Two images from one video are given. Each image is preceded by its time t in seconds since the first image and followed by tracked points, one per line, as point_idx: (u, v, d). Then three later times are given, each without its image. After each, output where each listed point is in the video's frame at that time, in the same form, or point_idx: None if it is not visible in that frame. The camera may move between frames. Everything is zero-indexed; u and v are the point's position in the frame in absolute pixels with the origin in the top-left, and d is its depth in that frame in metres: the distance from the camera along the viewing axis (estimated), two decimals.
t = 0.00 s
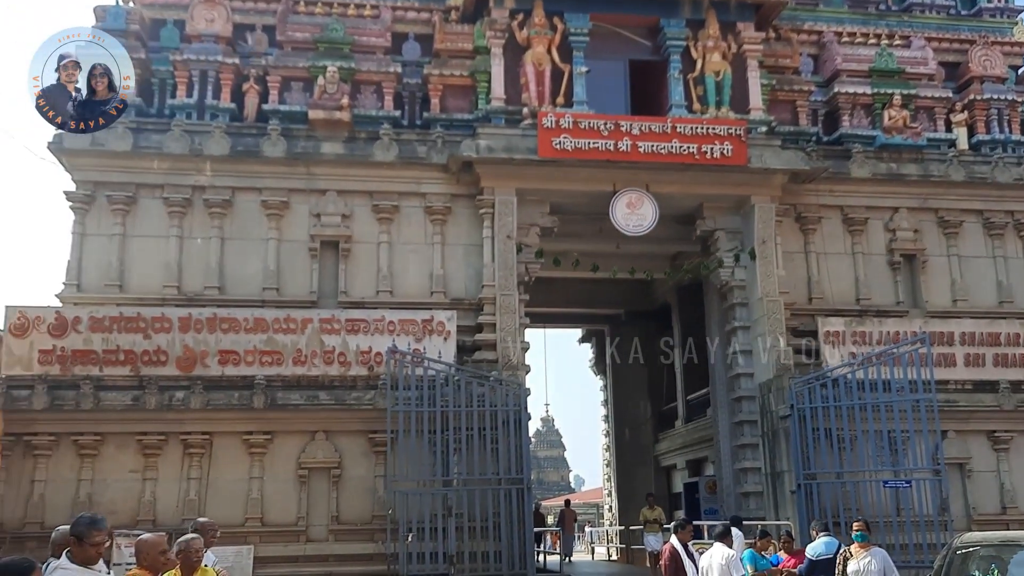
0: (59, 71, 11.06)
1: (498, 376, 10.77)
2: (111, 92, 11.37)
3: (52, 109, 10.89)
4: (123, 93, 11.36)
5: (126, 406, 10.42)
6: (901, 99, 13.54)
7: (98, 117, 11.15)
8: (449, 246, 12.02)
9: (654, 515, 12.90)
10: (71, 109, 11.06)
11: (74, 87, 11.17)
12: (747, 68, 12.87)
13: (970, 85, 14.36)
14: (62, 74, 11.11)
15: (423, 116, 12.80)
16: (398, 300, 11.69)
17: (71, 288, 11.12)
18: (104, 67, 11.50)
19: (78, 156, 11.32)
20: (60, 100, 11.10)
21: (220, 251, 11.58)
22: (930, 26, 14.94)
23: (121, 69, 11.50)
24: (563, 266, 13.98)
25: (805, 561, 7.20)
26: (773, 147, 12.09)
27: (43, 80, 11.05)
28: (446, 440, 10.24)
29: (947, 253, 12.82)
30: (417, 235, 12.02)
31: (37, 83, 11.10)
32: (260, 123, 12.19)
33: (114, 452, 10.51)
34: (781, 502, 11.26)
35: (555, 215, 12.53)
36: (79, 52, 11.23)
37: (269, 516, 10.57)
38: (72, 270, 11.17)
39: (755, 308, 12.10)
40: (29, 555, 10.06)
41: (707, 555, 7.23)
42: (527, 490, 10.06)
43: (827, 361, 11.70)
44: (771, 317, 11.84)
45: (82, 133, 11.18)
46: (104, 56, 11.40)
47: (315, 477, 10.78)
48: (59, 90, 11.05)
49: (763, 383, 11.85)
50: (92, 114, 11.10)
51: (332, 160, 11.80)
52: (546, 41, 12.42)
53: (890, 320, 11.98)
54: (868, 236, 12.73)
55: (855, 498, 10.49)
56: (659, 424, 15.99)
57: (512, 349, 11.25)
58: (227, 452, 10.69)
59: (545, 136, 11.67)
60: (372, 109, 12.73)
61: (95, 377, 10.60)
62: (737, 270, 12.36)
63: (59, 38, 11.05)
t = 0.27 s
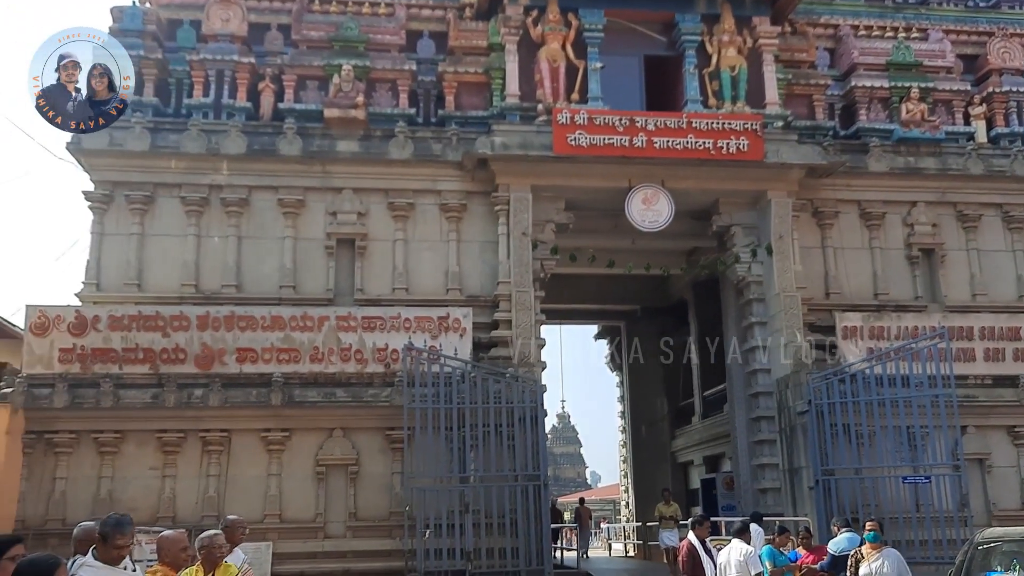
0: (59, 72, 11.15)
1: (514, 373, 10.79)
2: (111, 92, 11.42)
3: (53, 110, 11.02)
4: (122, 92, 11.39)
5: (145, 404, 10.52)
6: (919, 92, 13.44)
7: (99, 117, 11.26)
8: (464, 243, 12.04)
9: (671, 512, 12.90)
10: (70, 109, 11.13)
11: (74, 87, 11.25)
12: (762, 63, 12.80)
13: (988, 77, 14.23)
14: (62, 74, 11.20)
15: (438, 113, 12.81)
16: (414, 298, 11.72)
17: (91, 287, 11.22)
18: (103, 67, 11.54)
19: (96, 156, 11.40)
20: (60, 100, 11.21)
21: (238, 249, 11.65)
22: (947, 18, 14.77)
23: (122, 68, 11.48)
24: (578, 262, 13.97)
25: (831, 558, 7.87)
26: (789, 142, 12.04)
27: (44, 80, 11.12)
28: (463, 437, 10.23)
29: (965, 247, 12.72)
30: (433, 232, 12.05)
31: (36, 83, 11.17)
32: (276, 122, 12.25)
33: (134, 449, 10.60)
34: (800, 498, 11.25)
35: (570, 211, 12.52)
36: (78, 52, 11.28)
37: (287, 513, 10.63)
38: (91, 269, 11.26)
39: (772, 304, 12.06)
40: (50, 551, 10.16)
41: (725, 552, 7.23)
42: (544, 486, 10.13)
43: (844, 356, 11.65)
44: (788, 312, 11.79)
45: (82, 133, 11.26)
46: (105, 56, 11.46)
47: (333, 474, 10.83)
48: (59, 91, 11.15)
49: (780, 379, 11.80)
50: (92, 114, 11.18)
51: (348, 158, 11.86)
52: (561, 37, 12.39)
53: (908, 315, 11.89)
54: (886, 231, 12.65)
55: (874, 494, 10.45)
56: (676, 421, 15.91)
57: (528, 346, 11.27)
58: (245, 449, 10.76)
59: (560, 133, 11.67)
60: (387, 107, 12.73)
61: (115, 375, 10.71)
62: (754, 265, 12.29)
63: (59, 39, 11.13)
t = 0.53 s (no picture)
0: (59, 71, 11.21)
1: (523, 370, 10.80)
2: (111, 92, 11.33)
3: (53, 110, 11.11)
4: (122, 92, 11.30)
5: (156, 403, 10.58)
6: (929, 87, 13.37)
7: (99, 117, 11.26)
8: (473, 241, 12.05)
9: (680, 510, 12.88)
10: (70, 110, 11.17)
11: (74, 87, 11.29)
12: (771, 59, 12.76)
13: (998, 72, 14.14)
14: (62, 74, 11.24)
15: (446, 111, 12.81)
16: (422, 296, 11.73)
17: (101, 287, 11.26)
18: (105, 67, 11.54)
19: (106, 157, 11.45)
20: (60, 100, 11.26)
21: (247, 249, 11.69)
22: (957, 13, 14.66)
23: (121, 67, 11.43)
24: (587, 260, 13.96)
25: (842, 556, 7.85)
26: (798, 138, 12.00)
27: (44, 80, 11.16)
28: (472, 435, 10.27)
29: (976, 242, 12.65)
30: (442, 231, 12.06)
31: (37, 84, 11.21)
32: (285, 121, 12.27)
33: (145, 448, 10.65)
34: (810, 495, 11.21)
35: (579, 209, 12.52)
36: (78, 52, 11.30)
37: (298, 511, 10.67)
38: (102, 269, 11.31)
39: (781, 301, 12.02)
40: (63, 550, 10.22)
41: (735, 549, 7.21)
42: (553, 485, 10.09)
43: (854, 353, 11.62)
44: (797, 309, 11.76)
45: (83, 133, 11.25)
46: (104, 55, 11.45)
47: (343, 473, 10.87)
48: (60, 91, 11.23)
49: (790, 376, 11.77)
50: (92, 113, 11.19)
51: (357, 157, 11.88)
52: (568, 35, 12.38)
53: (918, 311, 11.85)
54: (896, 227, 12.60)
55: (884, 491, 10.41)
56: (685, 419, 15.93)
57: (537, 344, 11.27)
58: (256, 448, 10.80)
59: (568, 131, 11.66)
60: (395, 106, 12.73)
61: (125, 375, 10.75)
62: (763, 262, 12.28)
63: (59, 39, 11.17)
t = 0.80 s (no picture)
0: (59, 72, 11.28)
1: (531, 370, 10.82)
2: (111, 91, 11.41)
3: (53, 110, 11.23)
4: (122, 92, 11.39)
5: (165, 402, 10.63)
6: (938, 86, 13.32)
7: (99, 117, 11.35)
8: (480, 240, 12.06)
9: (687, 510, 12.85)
10: (70, 109, 11.30)
11: (74, 87, 11.37)
12: (779, 57, 12.73)
13: (1008, 70, 14.09)
14: (62, 74, 11.31)
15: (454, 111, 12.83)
16: (430, 295, 11.75)
17: (111, 286, 11.31)
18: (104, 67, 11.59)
19: (115, 156, 11.50)
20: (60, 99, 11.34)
21: (256, 248, 11.72)
22: (966, 10, 14.59)
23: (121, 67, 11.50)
24: (595, 259, 13.97)
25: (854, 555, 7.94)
26: (807, 137, 11.98)
27: (43, 80, 11.23)
28: (480, 434, 10.28)
29: (985, 241, 12.60)
30: (450, 230, 12.07)
31: (36, 83, 11.27)
32: (293, 121, 12.30)
33: (154, 446, 10.69)
34: (818, 494, 11.19)
35: (586, 208, 12.52)
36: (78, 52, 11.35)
37: (306, 510, 10.70)
38: (111, 268, 11.36)
39: (790, 300, 12.01)
40: (73, 548, 10.27)
41: (743, 549, 7.21)
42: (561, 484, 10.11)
43: (863, 352, 11.60)
44: (806, 309, 11.74)
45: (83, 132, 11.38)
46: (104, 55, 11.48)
47: (350, 471, 10.90)
48: (60, 91, 11.32)
49: (798, 375, 11.75)
50: (92, 113, 11.31)
51: (365, 156, 11.91)
52: (576, 34, 12.38)
53: (927, 311, 11.82)
54: (905, 226, 12.56)
55: (893, 491, 10.38)
56: (693, 418, 15.92)
57: (544, 343, 11.28)
58: (264, 447, 10.84)
59: (576, 130, 11.65)
60: (403, 105, 12.75)
61: (134, 374, 10.79)
62: (771, 261, 12.26)
63: (59, 39, 11.21)
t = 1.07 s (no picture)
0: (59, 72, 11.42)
1: (537, 369, 10.82)
2: (111, 92, 11.67)
3: (53, 110, 11.46)
4: (122, 93, 11.66)
5: (172, 401, 10.66)
6: (945, 85, 13.27)
7: (98, 117, 11.58)
8: (487, 240, 12.06)
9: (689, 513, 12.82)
10: (71, 109, 11.52)
11: (73, 87, 11.55)
12: (786, 57, 12.70)
13: (1016, 69, 14.03)
14: (62, 74, 11.46)
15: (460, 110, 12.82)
16: (436, 295, 11.75)
17: (118, 286, 11.34)
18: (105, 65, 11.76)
19: (122, 156, 11.53)
20: (60, 99, 11.53)
21: (262, 247, 11.74)
22: (974, 9, 14.53)
23: (121, 68, 11.66)
24: (601, 259, 13.95)
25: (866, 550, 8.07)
26: (813, 136, 11.95)
27: (43, 80, 11.37)
28: (486, 434, 10.29)
29: (993, 241, 12.56)
30: (456, 230, 12.07)
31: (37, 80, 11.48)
32: (299, 121, 12.31)
33: (161, 446, 10.72)
34: (824, 495, 11.17)
35: (593, 208, 12.51)
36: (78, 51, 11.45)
37: (312, 509, 10.72)
38: (118, 268, 11.39)
39: (796, 300, 11.98)
40: (80, 547, 10.30)
41: (749, 549, 7.20)
42: (567, 483, 10.13)
43: (870, 352, 11.57)
44: (812, 309, 11.72)
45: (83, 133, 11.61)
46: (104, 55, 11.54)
47: (357, 471, 10.91)
48: (59, 91, 11.50)
49: (804, 375, 11.74)
50: (91, 114, 11.55)
51: (371, 156, 11.92)
52: (582, 34, 12.37)
53: (934, 310, 11.78)
54: (912, 225, 12.52)
55: (900, 491, 10.36)
56: (699, 418, 15.89)
57: (551, 342, 11.29)
58: (270, 446, 10.86)
59: (582, 129, 11.64)
60: (409, 105, 12.76)
61: (141, 373, 10.82)
62: (778, 261, 12.24)
63: (59, 38, 11.28)
